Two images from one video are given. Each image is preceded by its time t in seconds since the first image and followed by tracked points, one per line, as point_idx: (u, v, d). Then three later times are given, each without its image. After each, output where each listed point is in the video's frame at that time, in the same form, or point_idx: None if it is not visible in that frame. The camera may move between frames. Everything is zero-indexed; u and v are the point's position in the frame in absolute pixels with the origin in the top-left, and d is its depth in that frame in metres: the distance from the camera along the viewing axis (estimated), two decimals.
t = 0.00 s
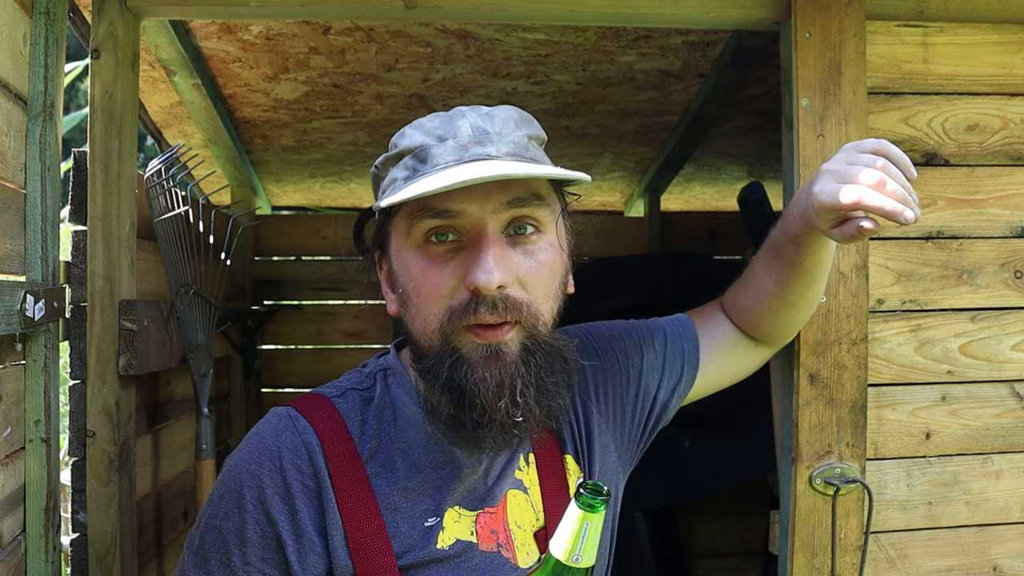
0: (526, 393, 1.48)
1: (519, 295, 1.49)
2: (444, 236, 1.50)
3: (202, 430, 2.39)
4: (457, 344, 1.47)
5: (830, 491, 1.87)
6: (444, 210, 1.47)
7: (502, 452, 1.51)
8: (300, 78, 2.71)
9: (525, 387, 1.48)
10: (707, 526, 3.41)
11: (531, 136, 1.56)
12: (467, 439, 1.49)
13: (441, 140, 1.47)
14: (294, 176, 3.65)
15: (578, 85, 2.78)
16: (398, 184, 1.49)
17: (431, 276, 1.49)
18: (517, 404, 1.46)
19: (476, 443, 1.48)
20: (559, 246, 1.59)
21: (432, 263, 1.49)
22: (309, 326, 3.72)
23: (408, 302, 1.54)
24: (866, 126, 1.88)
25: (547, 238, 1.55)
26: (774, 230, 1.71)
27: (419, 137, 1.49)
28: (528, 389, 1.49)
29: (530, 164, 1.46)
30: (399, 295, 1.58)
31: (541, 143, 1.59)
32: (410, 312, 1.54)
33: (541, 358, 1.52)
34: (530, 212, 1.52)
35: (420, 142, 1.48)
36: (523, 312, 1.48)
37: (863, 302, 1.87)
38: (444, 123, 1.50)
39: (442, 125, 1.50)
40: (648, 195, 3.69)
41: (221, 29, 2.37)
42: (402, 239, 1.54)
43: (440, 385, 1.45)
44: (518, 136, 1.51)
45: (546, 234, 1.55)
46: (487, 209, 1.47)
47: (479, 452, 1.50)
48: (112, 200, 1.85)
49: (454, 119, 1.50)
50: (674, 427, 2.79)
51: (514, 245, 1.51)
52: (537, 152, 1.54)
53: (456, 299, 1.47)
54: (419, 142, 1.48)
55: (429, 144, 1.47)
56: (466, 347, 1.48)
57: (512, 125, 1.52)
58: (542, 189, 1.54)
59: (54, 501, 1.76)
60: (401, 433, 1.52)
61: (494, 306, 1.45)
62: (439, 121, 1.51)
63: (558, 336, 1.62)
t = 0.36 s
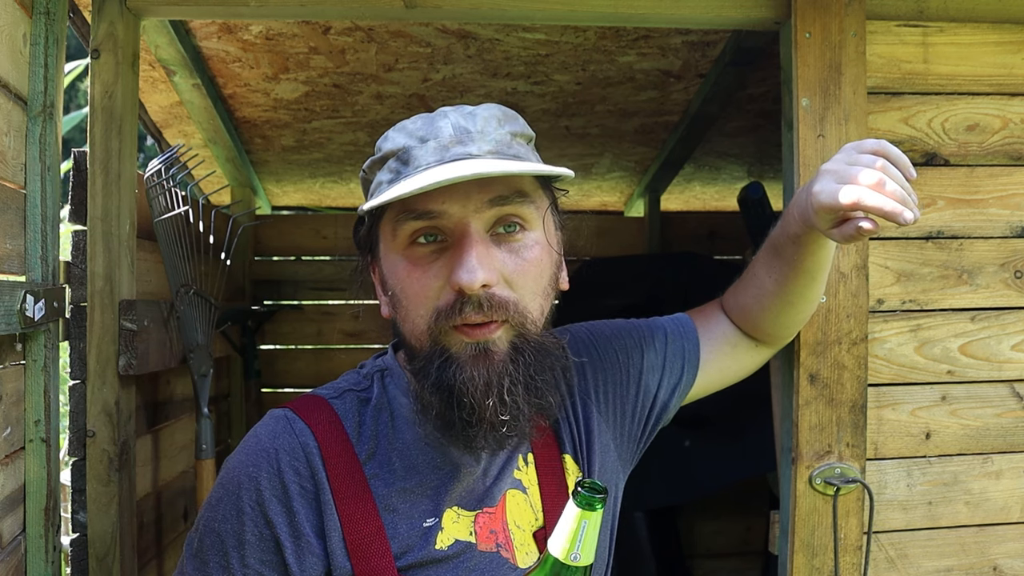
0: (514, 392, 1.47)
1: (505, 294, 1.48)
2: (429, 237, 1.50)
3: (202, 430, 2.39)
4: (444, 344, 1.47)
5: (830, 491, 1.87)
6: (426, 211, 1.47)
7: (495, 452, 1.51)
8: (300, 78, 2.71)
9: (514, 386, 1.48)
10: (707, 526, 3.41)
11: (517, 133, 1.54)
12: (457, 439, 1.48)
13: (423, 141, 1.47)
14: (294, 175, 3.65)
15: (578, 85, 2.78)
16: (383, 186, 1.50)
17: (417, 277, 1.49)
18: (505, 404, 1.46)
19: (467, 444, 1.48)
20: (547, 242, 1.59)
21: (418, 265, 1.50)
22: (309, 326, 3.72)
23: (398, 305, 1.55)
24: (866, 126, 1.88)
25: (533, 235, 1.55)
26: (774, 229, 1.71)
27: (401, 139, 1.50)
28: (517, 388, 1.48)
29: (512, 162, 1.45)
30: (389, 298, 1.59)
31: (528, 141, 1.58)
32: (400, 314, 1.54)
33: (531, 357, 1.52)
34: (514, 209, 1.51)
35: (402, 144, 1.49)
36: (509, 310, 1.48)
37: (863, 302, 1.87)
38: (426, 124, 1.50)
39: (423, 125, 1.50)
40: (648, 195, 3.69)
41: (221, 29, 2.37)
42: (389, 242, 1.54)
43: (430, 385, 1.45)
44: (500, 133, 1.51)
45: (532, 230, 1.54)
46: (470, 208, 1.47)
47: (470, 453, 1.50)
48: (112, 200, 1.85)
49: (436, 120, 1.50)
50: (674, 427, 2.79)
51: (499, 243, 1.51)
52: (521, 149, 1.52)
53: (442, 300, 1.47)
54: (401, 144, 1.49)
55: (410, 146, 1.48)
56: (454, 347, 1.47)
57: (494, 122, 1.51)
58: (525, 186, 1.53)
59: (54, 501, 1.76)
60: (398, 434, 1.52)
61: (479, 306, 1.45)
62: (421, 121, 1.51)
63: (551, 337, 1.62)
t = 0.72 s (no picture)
0: (525, 397, 1.48)
1: (520, 302, 1.49)
2: (446, 241, 1.49)
3: (202, 430, 2.39)
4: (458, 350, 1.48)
5: (830, 491, 1.87)
6: (446, 217, 1.45)
7: (498, 452, 1.52)
8: (300, 78, 2.71)
9: (525, 390, 1.48)
10: (707, 526, 3.41)
11: (533, 138, 1.56)
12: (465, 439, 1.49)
13: (443, 143, 1.47)
14: (294, 176, 3.65)
15: (578, 85, 2.78)
16: (398, 186, 1.48)
17: (432, 280, 1.48)
18: (516, 408, 1.47)
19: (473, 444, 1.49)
20: (558, 249, 1.60)
21: (433, 267, 1.49)
22: (309, 326, 3.72)
23: (406, 304, 1.54)
24: (866, 126, 1.88)
25: (547, 243, 1.55)
26: (774, 229, 1.71)
27: (420, 140, 1.49)
28: (528, 392, 1.49)
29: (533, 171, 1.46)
30: (398, 296, 1.57)
31: (540, 145, 1.60)
32: (408, 314, 1.54)
33: (540, 362, 1.53)
34: (532, 218, 1.51)
35: (421, 144, 1.48)
36: (523, 319, 1.49)
37: (863, 303, 1.87)
38: (445, 125, 1.49)
39: (443, 127, 1.49)
40: (648, 195, 3.69)
41: (221, 29, 2.37)
42: (403, 241, 1.52)
43: (438, 386, 1.46)
44: (520, 140, 1.52)
45: (546, 238, 1.55)
46: (489, 217, 1.47)
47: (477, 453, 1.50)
48: (112, 200, 1.85)
49: (456, 121, 1.49)
50: (674, 427, 2.79)
51: (515, 250, 1.51)
52: (538, 155, 1.54)
53: (458, 307, 1.47)
54: (420, 145, 1.47)
55: (431, 147, 1.47)
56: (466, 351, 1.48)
57: (513, 128, 1.52)
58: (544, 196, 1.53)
59: (53, 501, 1.76)
60: (397, 429, 1.52)
61: (495, 315, 1.46)
62: (441, 122, 1.50)
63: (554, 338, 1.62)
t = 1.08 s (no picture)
0: (534, 394, 1.48)
1: (528, 302, 1.49)
2: (454, 239, 1.48)
3: (202, 430, 2.39)
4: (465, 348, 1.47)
5: (830, 491, 1.86)
6: (455, 216, 1.45)
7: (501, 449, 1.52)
8: (300, 78, 2.71)
9: (534, 388, 1.49)
10: (707, 526, 3.41)
11: (539, 140, 1.57)
12: (471, 436, 1.49)
13: (452, 142, 1.47)
14: (294, 176, 3.65)
15: (578, 85, 2.78)
16: (405, 184, 1.48)
17: (440, 279, 1.48)
18: (526, 405, 1.47)
19: (479, 441, 1.49)
20: (562, 251, 1.60)
21: (442, 266, 1.48)
22: (309, 326, 3.72)
23: (411, 302, 1.54)
24: (866, 127, 1.88)
25: (553, 244, 1.56)
26: (774, 229, 1.71)
27: (428, 138, 1.48)
28: (537, 389, 1.49)
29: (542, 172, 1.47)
30: (402, 295, 1.56)
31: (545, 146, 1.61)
32: (413, 312, 1.53)
33: (547, 359, 1.53)
34: (539, 219, 1.52)
35: (430, 143, 1.47)
36: (531, 319, 1.50)
37: (863, 303, 1.87)
38: (454, 125, 1.49)
39: (451, 126, 1.49)
40: (648, 195, 3.69)
41: (221, 29, 2.37)
42: (410, 240, 1.51)
43: (446, 386, 1.46)
44: (528, 141, 1.52)
45: (552, 240, 1.55)
46: (499, 216, 1.47)
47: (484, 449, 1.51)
48: (112, 200, 1.85)
49: (464, 121, 1.49)
50: (674, 426, 2.79)
51: (522, 250, 1.52)
52: (545, 157, 1.55)
53: (466, 305, 1.47)
54: (429, 144, 1.47)
55: (439, 147, 1.47)
56: (473, 349, 1.48)
57: (521, 128, 1.53)
58: (550, 197, 1.54)
59: (53, 501, 1.76)
60: (397, 424, 1.53)
61: (503, 313, 1.46)
62: (449, 122, 1.50)
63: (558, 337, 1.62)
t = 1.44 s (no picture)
0: (537, 397, 1.49)
1: (531, 298, 1.49)
2: (457, 234, 1.49)
3: (202, 430, 2.39)
4: (468, 346, 1.47)
5: (830, 491, 1.87)
6: (458, 209, 1.46)
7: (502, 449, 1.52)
8: (300, 78, 2.71)
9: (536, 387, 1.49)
10: (707, 526, 3.41)
11: (540, 137, 1.57)
12: (473, 438, 1.49)
13: (455, 138, 1.47)
14: (294, 175, 3.65)
15: (578, 85, 2.78)
16: (408, 181, 1.48)
17: (443, 274, 1.48)
18: (528, 408, 1.48)
19: (481, 442, 1.49)
20: (564, 248, 1.61)
21: (444, 262, 1.48)
22: (309, 325, 3.72)
23: (414, 299, 1.53)
24: (866, 126, 1.88)
25: (555, 240, 1.56)
26: (773, 229, 1.71)
27: (431, 135, 1.48)
28: (539, 391, 1.50)
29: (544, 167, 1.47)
30: (405, 293, 1.56)
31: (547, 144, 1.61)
32: (416, 309, 1.53)
33: (549, 361, 1.54)
34: (541, 213, 1.52)
35: (433, 140, 1.48)
36: (534, 314, 1.49)
37: (863, 302, 1.87)
38: (456, 121, 1.49)
39: (454, 123, 1.49)
40: (648, 195, 3.69)
41: (221, 29, 2.37)
42: (412, 236, 1.52)
43: (450, 386, 1.45)
44: (529, 137, 1.52)
45: (553, 236, 1.56)
46: (502, 210, 1.47)
47: (484, 450, 1.51)
48: (112, 200, 1.85)
49: (466, 118, 1.50)
50: (674, 426, 2.79)
51: (525, 245, 1.52)
52: (546, 153, 1.55)
53: (469, 300, 1.46)
54: (432, 140, 1.47)
55: (442, 143, 1.47)
56: (477, 346, 1.48)
57: (522, 125, 1.53)
58: (552, 190, 1.54)
59: (53, 501, 1.76)
60: (398, 424, 1.53)
61: (507, 307, 1.46)
62: (451, 119, 1.50)
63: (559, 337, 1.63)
